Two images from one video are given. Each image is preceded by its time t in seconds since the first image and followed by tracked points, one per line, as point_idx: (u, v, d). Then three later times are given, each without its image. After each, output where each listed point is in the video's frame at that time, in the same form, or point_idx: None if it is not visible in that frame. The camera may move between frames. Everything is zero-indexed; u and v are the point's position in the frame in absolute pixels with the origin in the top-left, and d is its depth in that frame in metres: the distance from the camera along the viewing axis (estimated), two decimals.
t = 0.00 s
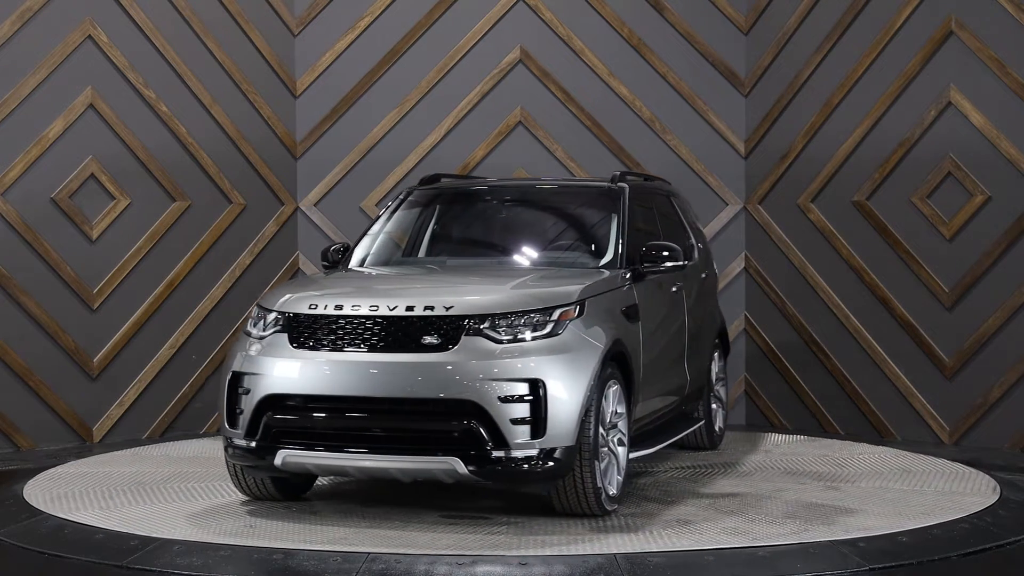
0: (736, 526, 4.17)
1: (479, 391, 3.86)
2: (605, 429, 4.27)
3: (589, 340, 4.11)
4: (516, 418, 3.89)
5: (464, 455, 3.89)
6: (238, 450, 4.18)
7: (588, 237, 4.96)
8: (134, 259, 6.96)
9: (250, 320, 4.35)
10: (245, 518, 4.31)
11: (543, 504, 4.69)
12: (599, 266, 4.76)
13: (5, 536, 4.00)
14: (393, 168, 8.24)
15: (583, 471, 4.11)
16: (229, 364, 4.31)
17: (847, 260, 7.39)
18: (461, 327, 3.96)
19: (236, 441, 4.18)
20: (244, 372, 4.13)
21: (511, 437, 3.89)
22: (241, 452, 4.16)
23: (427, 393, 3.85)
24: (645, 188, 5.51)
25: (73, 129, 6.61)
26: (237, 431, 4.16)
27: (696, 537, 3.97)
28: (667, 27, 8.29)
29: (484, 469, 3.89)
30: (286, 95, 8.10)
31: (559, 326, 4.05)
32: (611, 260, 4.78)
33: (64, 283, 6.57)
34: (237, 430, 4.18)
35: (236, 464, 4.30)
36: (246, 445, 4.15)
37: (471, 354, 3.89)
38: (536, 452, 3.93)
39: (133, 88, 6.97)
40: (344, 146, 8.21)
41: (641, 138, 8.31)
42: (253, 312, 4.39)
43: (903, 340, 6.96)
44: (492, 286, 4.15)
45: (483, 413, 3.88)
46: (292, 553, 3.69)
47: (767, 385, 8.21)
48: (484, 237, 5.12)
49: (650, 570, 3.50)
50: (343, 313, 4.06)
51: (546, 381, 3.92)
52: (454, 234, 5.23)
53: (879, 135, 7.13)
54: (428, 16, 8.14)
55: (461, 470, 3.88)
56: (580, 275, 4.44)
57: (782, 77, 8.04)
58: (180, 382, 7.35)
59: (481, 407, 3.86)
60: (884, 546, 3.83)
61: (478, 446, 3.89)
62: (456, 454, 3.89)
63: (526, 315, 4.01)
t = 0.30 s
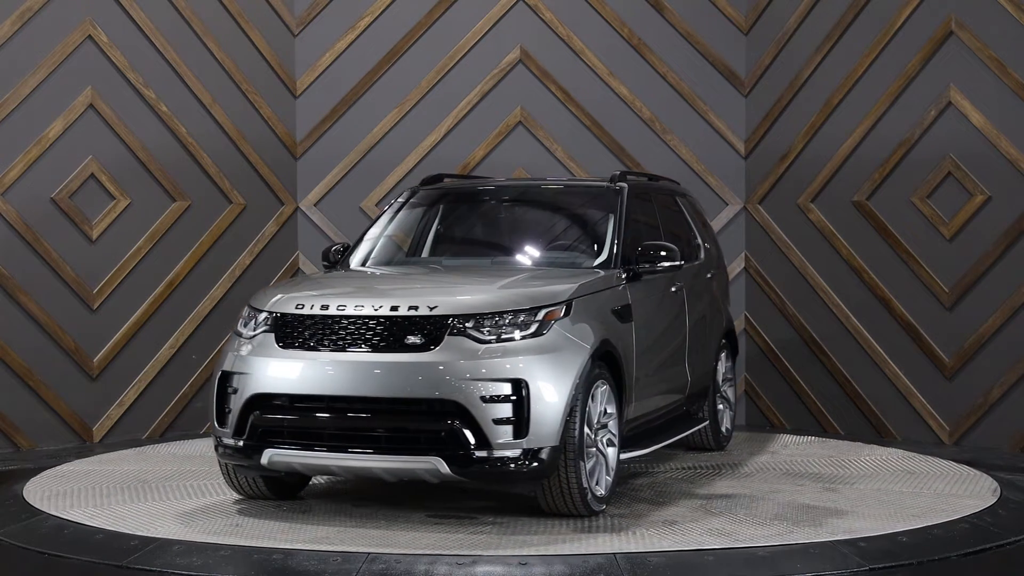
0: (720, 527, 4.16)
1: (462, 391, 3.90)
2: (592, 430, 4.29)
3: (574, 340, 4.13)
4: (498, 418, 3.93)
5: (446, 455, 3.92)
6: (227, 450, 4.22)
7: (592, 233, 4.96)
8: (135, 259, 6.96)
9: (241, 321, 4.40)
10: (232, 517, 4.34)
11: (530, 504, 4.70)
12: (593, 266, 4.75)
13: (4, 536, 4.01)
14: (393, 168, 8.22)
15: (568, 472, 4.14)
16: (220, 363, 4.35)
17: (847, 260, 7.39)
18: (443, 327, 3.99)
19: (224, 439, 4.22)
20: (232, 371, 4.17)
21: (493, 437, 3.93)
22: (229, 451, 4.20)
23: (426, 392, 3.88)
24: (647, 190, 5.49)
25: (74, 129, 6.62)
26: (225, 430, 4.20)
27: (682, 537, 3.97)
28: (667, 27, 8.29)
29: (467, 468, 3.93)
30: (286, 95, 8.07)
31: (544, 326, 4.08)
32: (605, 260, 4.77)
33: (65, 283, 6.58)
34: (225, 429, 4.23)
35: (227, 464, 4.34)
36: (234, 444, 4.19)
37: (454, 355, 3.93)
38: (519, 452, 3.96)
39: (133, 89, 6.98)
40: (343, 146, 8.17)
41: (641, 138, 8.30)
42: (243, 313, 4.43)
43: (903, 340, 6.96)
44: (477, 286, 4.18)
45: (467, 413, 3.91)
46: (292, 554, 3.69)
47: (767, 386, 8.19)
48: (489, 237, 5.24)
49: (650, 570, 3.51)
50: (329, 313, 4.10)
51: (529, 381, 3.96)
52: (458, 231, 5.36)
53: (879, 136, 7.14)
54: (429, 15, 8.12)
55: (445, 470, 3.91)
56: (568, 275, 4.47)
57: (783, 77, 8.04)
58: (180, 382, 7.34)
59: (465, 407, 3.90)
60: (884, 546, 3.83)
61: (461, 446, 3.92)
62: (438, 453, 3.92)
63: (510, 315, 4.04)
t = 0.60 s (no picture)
0: (704, 528, 4.15)
1: (445, 391, 3.93)
2: (580, 431, 4.31)
3: (559, 339, 4.16)
4: (481, 418, 3.97)
5: (428, 454, 3.96)
6: (218, 448, 4.28)
7: (595, 229, 5.00)
8: (135, 259, 6.97)
9: (232, 322, 4.46)
10: (220, 516, 4.36)
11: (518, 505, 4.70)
12: (588, 266, 4.75)
13: (4, 536, 4.01)
14: (393, 168, 8.20)
15: (553, 472, 4.16)
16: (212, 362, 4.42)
17: (847, 260, 7.39)
18: (426, 326, 4.02)
19: (214, 439, 4.28)
20: (222, 370, 4.23)
21: (476, 437, 3.97)
22: (220, 450, 4.26)
23: (419, 391, 3.92)
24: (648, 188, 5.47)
25: (74, 129, 6.64)
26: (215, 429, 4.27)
27: (663, 538, 3.97)
28: (667, 27, 8.29)
29: (450, 467, 3.96)
30: (286, 95, 8.05)
31: (529, 327, 4.11)
32: (599, 261, 4.77)
33: (65, 283, 6.59)
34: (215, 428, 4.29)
35: (220, 463, 4.40)
36: (224, 443, 4.25)
37: (437, 354, 3.96)
38: (503, 452, 4.00)
39: (134, 89, 6.98)
40: (343, 146, 8.15)
41: (641, 138, 8.30)
42: (235, 313, 4.49)
43: (903, 340, 6.96)
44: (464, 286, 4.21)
45: (450, 413, 3.95)
46: (292, 554, 3.69)
47: (767, 386, 8.16)
48: (494, 238, 5.27)
49: (650, 570, 3.51)
50: (315, 313, 4.14)
51: (512, 381, 4.00)
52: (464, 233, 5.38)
53: (879, 136, 7.15)
54: (429, 15, 8.12)
55: (427, 470, 3.96)
56: (557, 275, 4.48)
57: (783, 77, 8.04)
58: (180, 382, 7.34)
59: (447, 407, 3.94)
60: (884, 546, 3.83)
61: (443, 446, 3.96)
62: (420, 453, 3.96)
63: (495, 315, 4.07)
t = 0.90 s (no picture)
0: (687, 529, 4.15)
1: (427, 390, 3.96)
2: (566, 431, 4.31)
3: (544, 339, 4.17)
4: (463, 418, 3.99)
5: (411, 454, 3.98)
6: (207, 448, 4.31)
7: (598, 225, 5.00)
8: (135, 259, 6.97)
9: (223, 321, 4.49)
10: (210, 514, 4.40)
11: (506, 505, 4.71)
12: (582, 266, 4.77)
13: (4, 536, 4.00)
14: (394, 168, 8.20)
15: (539, 473, 4.17)
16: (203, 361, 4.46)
17: (847, 260, 7.39)
18: (408, 326, 4.05)
19: (204, 438, 4.32)
20: (212, 369, 4.27)
21: (458, 436, 3.99)
22: (209, 449, 4.30)
23: (405, 391, 3.95)
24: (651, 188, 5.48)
25: (74, 129, 6.64)
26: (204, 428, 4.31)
27: (645, 538, 3.97)
28: (667, 27, 8.29)
29: (433, 466, 3.99)
30: (286, 95, 8.04)
31: (512, 326, 4.12)
32: (593, 260, 4.78)
33: (65, 283, 6.59)
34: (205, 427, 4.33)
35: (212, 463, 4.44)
36: (213, 442, 4.28)
37: (420, 354, 3.99)
38: (485, 452, 4.02)
39: (134, 89, 6.98)
40: (344, 146, 8.15)
41: (641, 139, 8.30)
42: (226, 313, 4.52)
43: (903, 340, 6.96)
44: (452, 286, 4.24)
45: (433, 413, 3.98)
46: (292, 554, 3.69)
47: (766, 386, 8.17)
48: (495, 238, 5.22)
49: (650, 570, 3.51)
50: (301, 312, 4.19)
51: (495, 381, 4.02)
52: (467, 234, 5.34)
53: (879, 136, 7.15)
54: (429, 15, 8.12)
55: (410, 469, 3.98)
56: (545, 275, 4.50)
57: (783, 77, 8.04)
58: (181, 382, 7.33)
59: (429, 406, 3.97)
60: (884, 546, 3.83)
61: (426, 445, 3.98)
62: (404, 453, 3.98)
63: (479, 315, 4.09)
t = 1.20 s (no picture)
0: (670, 530, 4.14)
1: (410, 390, 3.97)
2: (553, 431, 4.32)
3: (529, 339, 4.17)
4: (446, 418, 4.00)
5: (395, 454, 4.01)
6: (198, 447, 4.35)
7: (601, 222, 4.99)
8: (135, 258, 6.97)
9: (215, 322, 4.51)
10: (200, 512, 4.45)
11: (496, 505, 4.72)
12: (575, 265, 4.78)
13: (4, 536, 4.01)
14: (394, 168, 8.19)
15: (523, 474, 4.18)
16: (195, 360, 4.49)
17: (847, 260, 7.38)
18: (393, 326, 4.07)
19: (196, 436, 4.35)
20: (202, 369, 4.31)
21: (441, 436, 4.00)
22: (200, 448, 4.33)
23: (389, 391, 3.97)
24: (653, 189, 5.47)
25: (74, 129, 6.64)
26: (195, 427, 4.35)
27: (632, 538, 3.97)
28: (667, 27, 8.29)
29: (416, 466, 4.01)
30: (286, 95, 8.04)
31: (497, 326, 4.13)
32: (587, 260, 4.80)
33: (65, 283, 6.59)
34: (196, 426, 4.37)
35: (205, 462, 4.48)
36: (204, 441, 4.32)
37: (404, 353, 4.01)
38: (468, 452, 4.03)
39: (134, 89, 6.98)
40: (344, 146, 8.15)
41: (641, 139, 8.30)
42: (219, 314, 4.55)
43: (903, 340, 6.96)
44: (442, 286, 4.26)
45: (416, 413, 3.99)
46: (293, 554, 3.69)
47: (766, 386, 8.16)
48: (500, 238, 5.21)
49: (650, 570, 3.51)
50: (288, 311, 4.22)
51: (478, 381, 4.03)
52: (471, 233, 5.32)
53: (879, 136, 7.16)
54: (429, 15, 8.12)
55: (394, 469, 4.01)
56: (533, 276, 4.49)
57: (783, 77, 8.04)
58: (181, 382, 7.33)
59: (412, 407, 3.98)
60: (884, 545, 3.83)
61: (409, 445, 4.00)
62: (387, 453, 4.01)
63: (463, 315, 4.10)
